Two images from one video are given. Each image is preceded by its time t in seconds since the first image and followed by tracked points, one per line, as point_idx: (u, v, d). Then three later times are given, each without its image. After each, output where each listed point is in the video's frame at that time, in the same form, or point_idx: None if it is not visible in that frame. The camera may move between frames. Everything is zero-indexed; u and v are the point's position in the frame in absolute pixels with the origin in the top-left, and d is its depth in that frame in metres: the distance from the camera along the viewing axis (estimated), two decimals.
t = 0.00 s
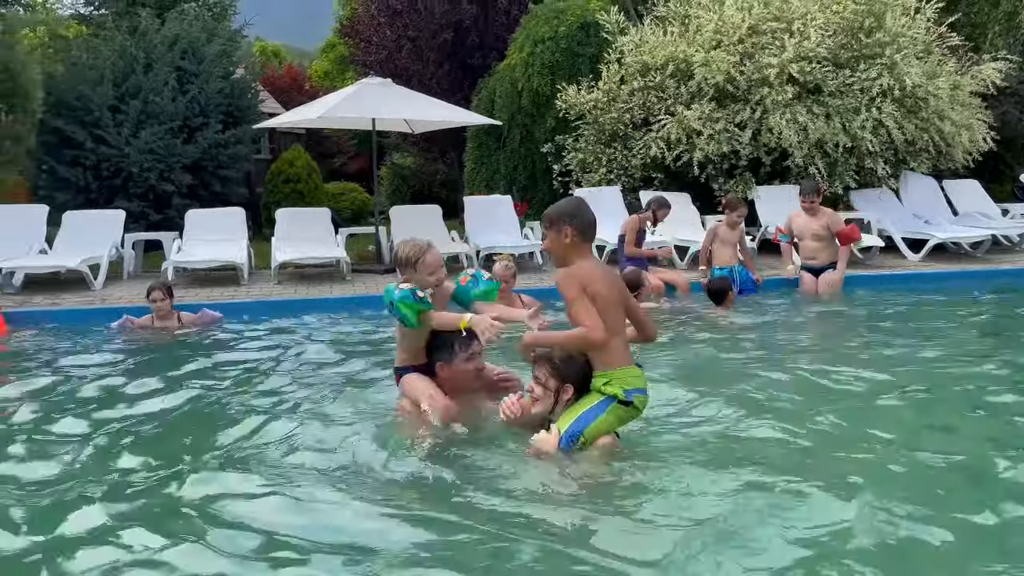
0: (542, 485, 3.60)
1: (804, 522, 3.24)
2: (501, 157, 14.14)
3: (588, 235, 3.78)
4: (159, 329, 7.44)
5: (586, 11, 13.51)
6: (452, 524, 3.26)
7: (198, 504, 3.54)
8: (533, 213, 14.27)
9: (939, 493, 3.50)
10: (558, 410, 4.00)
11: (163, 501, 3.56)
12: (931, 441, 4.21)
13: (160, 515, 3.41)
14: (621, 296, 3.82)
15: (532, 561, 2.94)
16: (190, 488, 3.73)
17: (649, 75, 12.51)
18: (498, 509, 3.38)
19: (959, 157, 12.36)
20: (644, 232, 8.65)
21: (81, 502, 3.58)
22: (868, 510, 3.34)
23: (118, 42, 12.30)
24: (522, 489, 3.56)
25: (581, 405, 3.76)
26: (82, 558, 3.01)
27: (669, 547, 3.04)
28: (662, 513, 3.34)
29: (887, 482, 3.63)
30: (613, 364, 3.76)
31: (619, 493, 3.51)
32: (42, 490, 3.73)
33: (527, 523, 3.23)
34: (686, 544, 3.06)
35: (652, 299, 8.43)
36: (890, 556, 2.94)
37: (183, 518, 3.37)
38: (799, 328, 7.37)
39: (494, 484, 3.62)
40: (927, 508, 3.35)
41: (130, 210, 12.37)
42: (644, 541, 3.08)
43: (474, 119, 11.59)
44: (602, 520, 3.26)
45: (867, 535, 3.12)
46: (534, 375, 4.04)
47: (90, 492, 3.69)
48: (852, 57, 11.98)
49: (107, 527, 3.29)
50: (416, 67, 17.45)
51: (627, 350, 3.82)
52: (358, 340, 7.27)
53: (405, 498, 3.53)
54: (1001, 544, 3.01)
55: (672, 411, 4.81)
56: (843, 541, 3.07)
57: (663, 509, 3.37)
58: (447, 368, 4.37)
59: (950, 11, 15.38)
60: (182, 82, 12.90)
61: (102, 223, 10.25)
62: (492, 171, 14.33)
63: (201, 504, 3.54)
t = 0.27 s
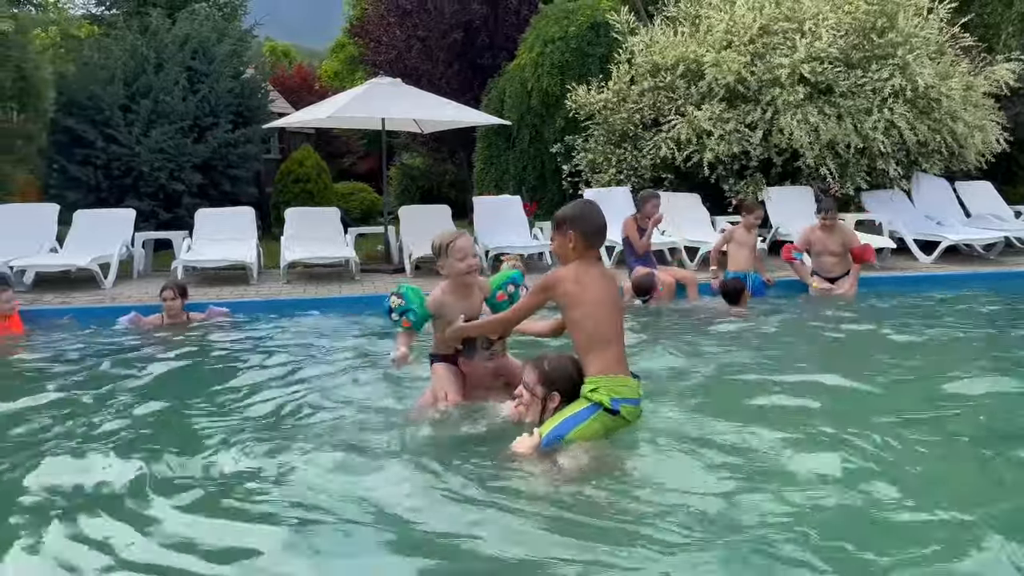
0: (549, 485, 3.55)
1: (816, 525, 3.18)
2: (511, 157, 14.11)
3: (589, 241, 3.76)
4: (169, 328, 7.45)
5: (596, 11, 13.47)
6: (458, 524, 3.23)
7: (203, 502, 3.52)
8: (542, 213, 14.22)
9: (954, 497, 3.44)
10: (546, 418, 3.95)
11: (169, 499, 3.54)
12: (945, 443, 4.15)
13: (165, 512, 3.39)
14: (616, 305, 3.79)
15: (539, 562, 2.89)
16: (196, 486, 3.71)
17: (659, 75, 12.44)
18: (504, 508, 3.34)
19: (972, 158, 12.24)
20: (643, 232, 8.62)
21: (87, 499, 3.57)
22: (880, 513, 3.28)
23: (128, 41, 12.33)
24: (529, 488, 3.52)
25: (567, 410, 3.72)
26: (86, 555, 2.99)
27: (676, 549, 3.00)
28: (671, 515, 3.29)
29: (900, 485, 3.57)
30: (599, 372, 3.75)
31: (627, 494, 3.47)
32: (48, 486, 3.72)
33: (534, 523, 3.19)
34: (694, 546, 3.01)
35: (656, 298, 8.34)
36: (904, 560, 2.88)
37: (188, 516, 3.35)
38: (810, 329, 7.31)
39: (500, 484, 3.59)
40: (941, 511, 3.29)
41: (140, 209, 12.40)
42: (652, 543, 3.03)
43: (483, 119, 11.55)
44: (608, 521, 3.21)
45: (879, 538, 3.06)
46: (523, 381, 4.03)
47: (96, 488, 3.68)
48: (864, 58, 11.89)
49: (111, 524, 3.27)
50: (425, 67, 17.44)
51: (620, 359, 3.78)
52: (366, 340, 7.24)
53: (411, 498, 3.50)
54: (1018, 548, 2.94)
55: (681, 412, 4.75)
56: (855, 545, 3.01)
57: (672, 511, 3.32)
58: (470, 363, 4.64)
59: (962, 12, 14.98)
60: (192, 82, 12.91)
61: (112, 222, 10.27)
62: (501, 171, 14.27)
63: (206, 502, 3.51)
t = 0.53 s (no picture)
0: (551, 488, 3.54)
1: (820, 527, 3.16)
2: (514, 159, 14.09)
3: (568, 234, 3.70)
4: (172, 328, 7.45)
5: (599, 13, 13.47)
6: (460, 526, 3.21)
7: (205, 505, 3.51)
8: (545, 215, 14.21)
9: (959, 499, 3.41)
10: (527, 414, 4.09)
11: (171, 502, 3.54)
12: (949, 445, 4.12)
13: (167, 516, 3.38)
14: (595, 301, 3.71)
15: (541, 564, 2.88)
16: (198, 489, 3.71)
17: (662, 77, 12.43)
18: (507, 511, 3.33)
19: (976, 160, 12.21)
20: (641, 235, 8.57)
21: (91, 501, 3.57)
22: (885, 515, 3.25)
23: (132, 42, 12.35)
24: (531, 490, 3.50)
25: (536, 405, 3.76)
26: (86, 558, 2.99)
27: (679, 552, 2.98)
28: (674, 518, 3.28)
29: (904, 487, 3.55)
30: (573, 367, 3.69)
31: (629, 498, 3.45)
32: (51, 488, 3.72)
33: (536, 525, 3.17)
34: (697, 550, 2.99)
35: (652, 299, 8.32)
36: (908, 563, 2.85)
37: (189, 519, 3.34)
38: (814, 331, 7.29)
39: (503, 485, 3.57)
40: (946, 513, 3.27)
41: (143, 210, 12.40)
42: (655, 547, 3.02)
43: (486, 120, 11.55)
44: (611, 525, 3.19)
45: (884, 541, 3.03)
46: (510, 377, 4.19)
47: (98, 491, 3.67)
48: (867, 59, 11.87)
49: (113, 529, 3.26)
50: (429, 68, 17.45)
51: (597, 355, 3.71)
52: (369, 340, 7.24)
53: (413, 501, 3.49)
54: None
55: (685, 414, 4.73)
56: (860, 547, 2.99)
57: (675, 515, 3.30)
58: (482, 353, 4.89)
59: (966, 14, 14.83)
60: (196, 83, 12.92)
61: (116, 223, 10.28)
62: (504, 173, 14.26)
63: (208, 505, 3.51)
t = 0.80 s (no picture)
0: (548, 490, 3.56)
1: (816, 527, 3.19)
2: (510, 161, 14.10)
3: (540, 244, 3.66)
4: (170, 331, 7.45)
5: (596, 16, 13.51)
6: (459, 528, 3.23)
7: (205, 508, 3.52)
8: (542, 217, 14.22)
9: (953, 498, 3.44)
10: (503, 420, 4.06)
11: (171, 506, 3.55)
12: (944, 445, 4.15)
13: (167, 519, 3.39)
14: (569, 310, 3.64)
15: (541, 564, 2.90)
16: (198, 492, 3.72)
17: (658, 80, 12.48)
18: (505, 512, 3.35)
19: (971, 162, 12.26)
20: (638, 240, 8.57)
21: (90, 505, 3.56)
22: (880, 515, 3.28)
23: (129, 46, 12.35)
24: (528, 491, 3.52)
25: (508, 414, 3.72)
26: (88, 562, 3.00)
27: (675, 553, 3.00)
28: (671, 518, 3.30)
29: (898, 488, 3.58)
30: (547, 377, 3.65)
31: (625, 500, 3.48)
32: (50, 492, 3.72)
33: (534, 527, 3.19)
34: (694, 549, 3.01)
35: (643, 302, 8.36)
36: (902, 562, 2.88)
37: (189, 522, 3.36)
38: (810, 332, 7.32)
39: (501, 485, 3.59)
40: (939, 513, 3.30)
41: (139, 213, 12.40)
42: (651, 548, 3.04)
43: (483, 123, 11.56)
44: (607, 527, 3.21)
45: (879, 541, 3.06)
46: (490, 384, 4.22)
47: (99, 495, 3.69)
48: (863, 63, 11.92)
49: (114, 531, 3.28)
50: (425, 71, 17.48)
51: (572, 367, 3.65)
52: (367, 343, 7.25)
53: (411, 502, 3.51)
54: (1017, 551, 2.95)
55: (682, 416, 4.76)
56: (857, 547, 3.02)
57: (672, 515, 3.32)
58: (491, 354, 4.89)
59: (961, 17, 14.89)
60: (193, 85, 12.91)
61: (113, 226, 10.28)
62: (501, 176, 14.28)
63: (208, 508, 3.52)
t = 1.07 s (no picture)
0: (542, 500, 3.53)
1: (811, 536, 3.18)
2: (503, 164, 14.08)
3: (511, 247, 3.57)
4: (161, 335, 7.42)
5: (588, 19, 13.53)
6: (452, 536, 3.20)
7: (197, 515, 3.49)
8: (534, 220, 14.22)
9: (950, 506, 3.43)
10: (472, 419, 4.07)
11: (163, 513, 3.52)
12: (935, 449, 4.17)
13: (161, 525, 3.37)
14: (531, 318, 3.59)
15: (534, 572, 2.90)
16: (190, 498, 3.69)
17: (650, 83, 12.50)
18: (499, 521, 3.32)
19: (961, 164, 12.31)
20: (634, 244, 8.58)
21: (81, 511, 3.55)
22: (874, 523, 3.28)
23: (120, 49, 12.30)
24: (523, 501, 3.49)
25: (468, 416, 3.75)
26: (79, 569, 2.98)
27: (669, 563, 2.99)
28: (664, 527, 3.29)
29: (893, 494, 3.58)
30: (508, 378, 3.67)
31: (623, 510, 3.46)
32: (41, 498, 3.70)
33: (527, 534, 3.19)
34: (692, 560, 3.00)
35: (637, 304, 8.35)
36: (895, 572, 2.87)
37: (182, 529, 3.33)
38: (802, 335, 7.34)
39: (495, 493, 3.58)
40: (935, 521, 3.29)
41: (131, 217, 12.34)
42: (646, 559, 3.02)
43: (475, 126, 11.56)
44: (601, 538, 3.19)
45: (873, 550, 3.06)
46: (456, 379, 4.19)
47: (91, 499, 3.65)
48: (854, 65, 11.96)
49: (106, 538, 3.25)
50: (418, 74, 17.47)
51: (531, 369, 3.64)
52: (360, 347, 7.23)
53: (405, 508, 3.48)
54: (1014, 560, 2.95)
55: (677, 419, 4.74)
56: (848, 553, 3.03)
57: (668, 524, 3.30)
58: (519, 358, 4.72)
59: (952, 19, 14.88)
60: (184, 88, 12.86)
61: (104, 230, 10.23)
62: (494, 178, 14.28)
63: (199, 515, 3.49)
